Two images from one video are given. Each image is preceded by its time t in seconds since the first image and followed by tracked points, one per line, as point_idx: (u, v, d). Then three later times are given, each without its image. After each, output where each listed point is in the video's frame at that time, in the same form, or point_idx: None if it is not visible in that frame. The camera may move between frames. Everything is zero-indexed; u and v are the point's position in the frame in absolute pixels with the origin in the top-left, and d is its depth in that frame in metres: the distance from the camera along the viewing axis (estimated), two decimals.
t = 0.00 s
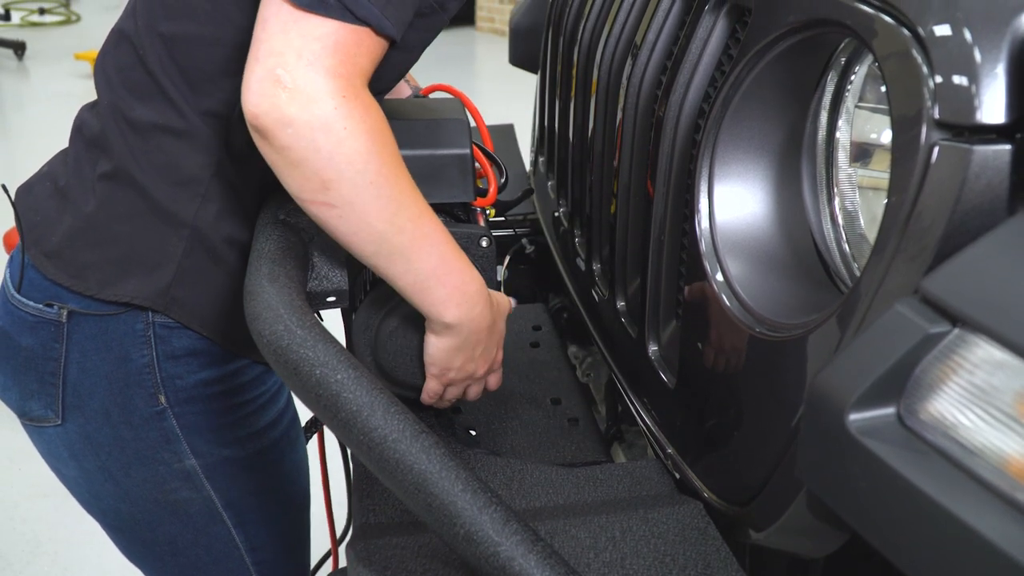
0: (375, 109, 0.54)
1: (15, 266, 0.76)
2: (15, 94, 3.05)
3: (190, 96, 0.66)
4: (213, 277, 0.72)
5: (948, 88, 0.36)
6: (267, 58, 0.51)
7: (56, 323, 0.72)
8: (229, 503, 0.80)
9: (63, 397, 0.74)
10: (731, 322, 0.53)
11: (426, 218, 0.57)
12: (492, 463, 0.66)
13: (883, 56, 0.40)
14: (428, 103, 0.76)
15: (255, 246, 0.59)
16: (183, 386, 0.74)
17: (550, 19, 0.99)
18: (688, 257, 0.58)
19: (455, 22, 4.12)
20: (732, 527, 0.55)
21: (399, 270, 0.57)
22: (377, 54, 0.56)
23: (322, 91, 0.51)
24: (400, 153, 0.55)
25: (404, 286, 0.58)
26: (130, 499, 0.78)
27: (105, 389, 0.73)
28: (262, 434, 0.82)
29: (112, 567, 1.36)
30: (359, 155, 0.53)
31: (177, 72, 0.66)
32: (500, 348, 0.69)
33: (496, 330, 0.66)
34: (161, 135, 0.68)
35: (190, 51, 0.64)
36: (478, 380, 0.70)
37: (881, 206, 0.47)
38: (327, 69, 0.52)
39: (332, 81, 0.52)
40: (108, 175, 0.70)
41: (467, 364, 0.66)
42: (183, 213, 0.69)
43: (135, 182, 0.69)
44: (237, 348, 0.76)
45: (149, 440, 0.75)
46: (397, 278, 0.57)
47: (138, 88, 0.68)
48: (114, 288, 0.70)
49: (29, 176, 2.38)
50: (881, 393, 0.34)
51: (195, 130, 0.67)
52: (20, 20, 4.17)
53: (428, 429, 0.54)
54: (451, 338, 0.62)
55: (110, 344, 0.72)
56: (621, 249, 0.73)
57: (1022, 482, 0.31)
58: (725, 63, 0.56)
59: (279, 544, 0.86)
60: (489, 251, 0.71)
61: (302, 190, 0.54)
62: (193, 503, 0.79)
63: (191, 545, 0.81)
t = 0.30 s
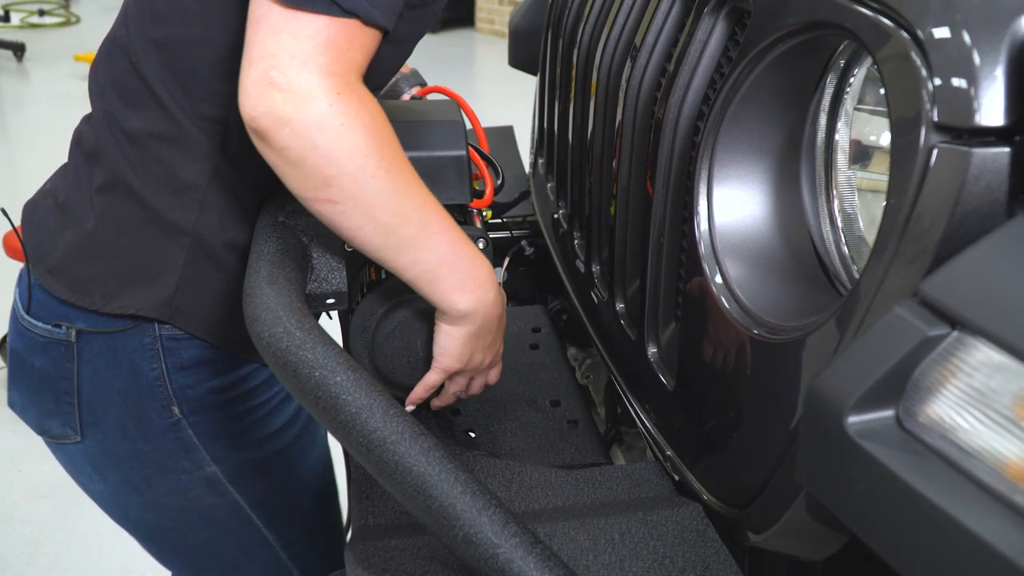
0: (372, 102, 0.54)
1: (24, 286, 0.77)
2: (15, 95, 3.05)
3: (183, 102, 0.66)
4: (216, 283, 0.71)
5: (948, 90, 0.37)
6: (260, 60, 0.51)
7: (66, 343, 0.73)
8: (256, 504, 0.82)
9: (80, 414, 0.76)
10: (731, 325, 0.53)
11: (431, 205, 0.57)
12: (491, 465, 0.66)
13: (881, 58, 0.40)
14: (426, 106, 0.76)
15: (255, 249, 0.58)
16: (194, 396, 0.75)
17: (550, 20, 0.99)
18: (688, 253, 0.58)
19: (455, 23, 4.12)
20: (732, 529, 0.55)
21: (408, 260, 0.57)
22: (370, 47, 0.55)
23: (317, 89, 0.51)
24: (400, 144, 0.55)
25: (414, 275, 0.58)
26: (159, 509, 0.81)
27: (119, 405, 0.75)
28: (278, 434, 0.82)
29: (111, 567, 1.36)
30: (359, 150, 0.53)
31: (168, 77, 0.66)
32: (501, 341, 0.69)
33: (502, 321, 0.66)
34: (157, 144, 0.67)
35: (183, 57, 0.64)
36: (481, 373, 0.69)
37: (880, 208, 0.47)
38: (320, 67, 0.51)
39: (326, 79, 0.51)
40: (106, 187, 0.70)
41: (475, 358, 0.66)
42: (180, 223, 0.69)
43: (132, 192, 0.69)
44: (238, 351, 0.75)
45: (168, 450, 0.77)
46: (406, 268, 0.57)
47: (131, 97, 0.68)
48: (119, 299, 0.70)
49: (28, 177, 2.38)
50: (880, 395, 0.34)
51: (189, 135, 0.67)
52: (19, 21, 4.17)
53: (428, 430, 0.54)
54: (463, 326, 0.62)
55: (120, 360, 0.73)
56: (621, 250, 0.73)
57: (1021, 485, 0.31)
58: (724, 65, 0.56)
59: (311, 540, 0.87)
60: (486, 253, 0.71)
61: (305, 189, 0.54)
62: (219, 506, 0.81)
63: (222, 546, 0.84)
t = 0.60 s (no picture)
0: (347, 107, 0.54)
1: (37, 308, 0.78)
2: (16, 94, 3.05)
3: (175, 114, 0.66)
4: (216, 293, 0.71)
5: (951, 92, 0.36)
6: (237, 73, 0.51)
7: (80, 363, 0.74)
8: (285, 503, 0.81)
9: (102, 430, 0.76)
10: (734, 326, 0.53)
11: (419, 206, 0.57)
12: (494, 465, 0.66)
13: (884, 58, 0.40)
14: (431, 108, 0.76)
15: (255, 247, 0.59)
16: (210, 405, 0.75)
17: (552, 19, 0.99)
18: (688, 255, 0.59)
19: (457, 22, 4.12)
20: (733, 529, 0.55)
21: (400, 259, 0.57)
22: (348, 56, 0.55)
23: (293, 100, 0.51)
24: (383, 147, 0.55)
25: (408, 273, 0.58)
26: (188, 513, 0.81)
27: (137, 421, 0.75)
28: (298, 433, 0.81)
29: (111, 566, 1.36)
30: (340, 156, 0.53)
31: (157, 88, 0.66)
32: (504, 336, 0.69)
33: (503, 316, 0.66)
34: (151, 156, 0.67)
35: (177, 67, 0.64)
36: (487, 368, 0.69)
37: (883, 209, 0.47)
38: (295, 79, 0.51)
39: (303, 90, 0.51)
40: (105, 202, 0.70)
41: (478, 352, 0.65)
42: (180, 233, 0.69)
43: (130, 207, 0.69)
44: (243, 353, 0.75)
45: (191, 458, 0.77)
46: (400, 267, 0.57)
47: (122, 109, 0.68)
48: (124, 313, 0.71)
49: (29, 176, 2.38)
50: (883, 397, 0.34)
51: (181, 148, 0.67)
52: (20, 19, 4.17)
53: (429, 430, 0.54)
54: (462, 322, 0.62)
55: (134, 376, 0.73)
56: (623, 250, 0.73)
57: (1022, 487, 0.31)
58: (727, 66, 0.56)
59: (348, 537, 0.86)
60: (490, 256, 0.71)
61: (290, 197, 0.54)
62: (252, 508, 0.81)
63: (261, 543, 0.84)
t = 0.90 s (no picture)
0: (343, 100, 0.54)
1: (35, 296, 0.77)
2: (17, 87, 3.05)
3: (176, 102, 0.66)
4: (218, 281, 0.71)
5: (956, 86, 0.36)
6: (233, 66, 0.51)
7: (77, 352, 0.74)
8: (282, 498, 0.81)
9: (97, 420, 0.76)
10: (738, 320, 0.53)
11: (416, 199, 0.57)
12: (497, 459, 0.66)
13: (891, 52, 0.40)
14: (436, 101, 0.76)
15: (258, 240, 0.59)
16: (206, 396, 0.75)
17: (555, 12, 0.99)
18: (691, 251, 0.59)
19: (460, 16, 4.12)
20: (737, 524, 0.55)
21: (397, 254, 0.57)
22: (346, 51, 0.55)
23: (289, 94, 0.51)
24: (379, 141, 0.55)
25: (405, 268, 0.58)
26: (182, 507, 0.81)
27: (133, 410, 0.75)
28: (295, 427, 0.81)
29: (113, 559, 1.37)
30: (335, 151, 0.53)
31: (156, 75, 0.66)
32: (503, 329, 0.69)
33: (502, 309, 0.66)
34: (152, 144, 0.67)
35: (179, 56, 0.64)
36: (487, 361, 0.69)
37: (887, 203, 0.47)
38: (293, 73, 0.51)
39: (300, 84, 0.51)
40: (105, 189, 0.70)
41: (478, 344, 0.66)
42: (180, 221, 0.69)
43: (130, 193, 0.69)
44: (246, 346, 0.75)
45: (184, 450, 0.77)
46: (396, 261, 0.57)
47: (122, 98, 0.68)
48: (122, 301, 0.70)
49: (30, 170, 2.38)
50: (888, 392, 0.34)
51: (184, 135, 0.67)
52: (21, 13, 4.17)
53: (433, 425, 0.54)
54: (459, 314, 0.62)
55: (132, 365, 0.73)
56: (626, 244, 0.73)
57: None
58: (731, 60, 0.56)
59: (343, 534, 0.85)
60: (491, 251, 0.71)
61: (286, 191, 0.54)
62: (242, 503, 0.80)
63: (249, 541, 0.84)
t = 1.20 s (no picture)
0: (342, 91, 0.53)
1: (31, 289, 0.76)
2: (17, 79, 3.05)
3: (172, 93, 0.65)
4: (216, 273, 0.71)
5: (959, 80, 0.36)
6: (231, 57, 0.51)
7: (74, 344, 0.73)
8: (282, 488, 0.80)
9: (94, 412, 0.76)
10: (739, 313, 0.53)
11: (413, 191, 0.57)
12: (498, 451, 0.66)
13: (893, 45, 0.40)
14: (436, 94, 0.76)
15: (258, 233, 0.59)
16: (203, 388, 0.74)
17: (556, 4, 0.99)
18: (693, 244, 0.59)
19: (460, 7, 4.10)
20: (737, 517, 0.55)
21: (396, 246, 0.57)
22: (344, 42, 0.54)
23: (288, 85, 0.50)
24: (377, 132, 0.55)
25: (403, 261, 0.58)
26: (178, 498, 0.80)
27: (130, 402, 0.74)
28: (292, 419, 0.81)
29: (116, 550, 1.37)
30: (333, 143, 0.52)
31: (152, 66, 0.65)
32: (501, 321, 0.68)
33: (500, 300, 0.66)
34: (147, 134, 0.67)
35: (175, 47, 0.63)
36: (486, 354, 0.69)
37: (889, 196, 0.46)
38: (291, 63, 0.51)
39: (298, 74, 0.51)
40: (101, 180, 0.69)
41: (476, 337, 0.66)
42: (176, 213, 0.68)
43: (125, 184, 0.68)
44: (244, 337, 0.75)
45: (182, 442, 0.76)
46: (394, 254, 0.57)
47: (118, 88, 0.67)
48: (119, 293, 0.69)
49: (30, 161, 2.38)
50: (889, 386, 0.34)
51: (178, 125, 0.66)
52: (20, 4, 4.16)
53: (434, 417, 0.54)
54: (457, 307, 0.62)
55: (128, 357, 0.72)
56: (627, 237, 0.73)
57: None
58: (732, 52, 0.56)
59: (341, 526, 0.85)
60: (489, 244, 0.71)
61: (284, 183, 0.54)
62: (240, 495, 0.79)
63: (249, 532, 0.83)
